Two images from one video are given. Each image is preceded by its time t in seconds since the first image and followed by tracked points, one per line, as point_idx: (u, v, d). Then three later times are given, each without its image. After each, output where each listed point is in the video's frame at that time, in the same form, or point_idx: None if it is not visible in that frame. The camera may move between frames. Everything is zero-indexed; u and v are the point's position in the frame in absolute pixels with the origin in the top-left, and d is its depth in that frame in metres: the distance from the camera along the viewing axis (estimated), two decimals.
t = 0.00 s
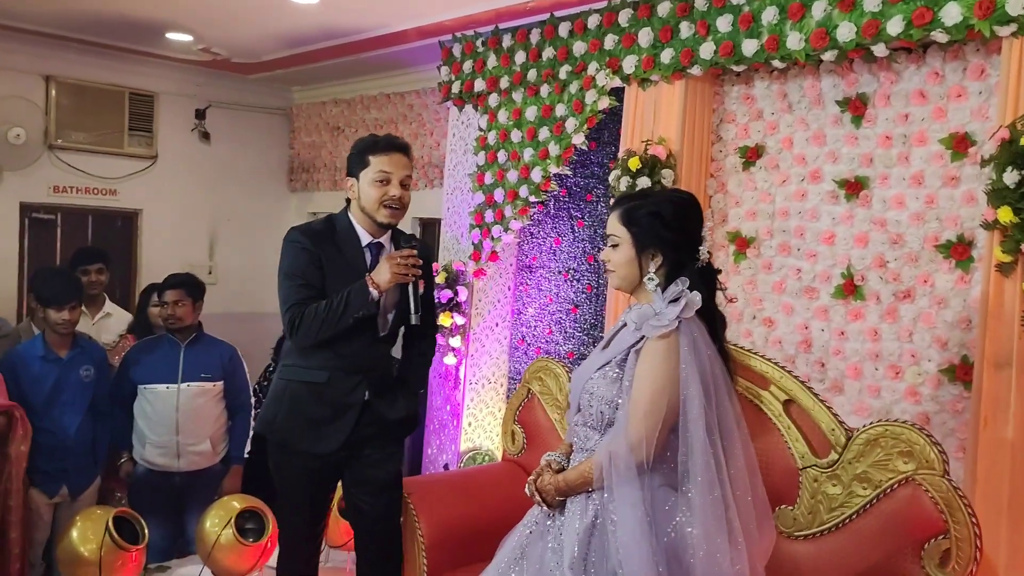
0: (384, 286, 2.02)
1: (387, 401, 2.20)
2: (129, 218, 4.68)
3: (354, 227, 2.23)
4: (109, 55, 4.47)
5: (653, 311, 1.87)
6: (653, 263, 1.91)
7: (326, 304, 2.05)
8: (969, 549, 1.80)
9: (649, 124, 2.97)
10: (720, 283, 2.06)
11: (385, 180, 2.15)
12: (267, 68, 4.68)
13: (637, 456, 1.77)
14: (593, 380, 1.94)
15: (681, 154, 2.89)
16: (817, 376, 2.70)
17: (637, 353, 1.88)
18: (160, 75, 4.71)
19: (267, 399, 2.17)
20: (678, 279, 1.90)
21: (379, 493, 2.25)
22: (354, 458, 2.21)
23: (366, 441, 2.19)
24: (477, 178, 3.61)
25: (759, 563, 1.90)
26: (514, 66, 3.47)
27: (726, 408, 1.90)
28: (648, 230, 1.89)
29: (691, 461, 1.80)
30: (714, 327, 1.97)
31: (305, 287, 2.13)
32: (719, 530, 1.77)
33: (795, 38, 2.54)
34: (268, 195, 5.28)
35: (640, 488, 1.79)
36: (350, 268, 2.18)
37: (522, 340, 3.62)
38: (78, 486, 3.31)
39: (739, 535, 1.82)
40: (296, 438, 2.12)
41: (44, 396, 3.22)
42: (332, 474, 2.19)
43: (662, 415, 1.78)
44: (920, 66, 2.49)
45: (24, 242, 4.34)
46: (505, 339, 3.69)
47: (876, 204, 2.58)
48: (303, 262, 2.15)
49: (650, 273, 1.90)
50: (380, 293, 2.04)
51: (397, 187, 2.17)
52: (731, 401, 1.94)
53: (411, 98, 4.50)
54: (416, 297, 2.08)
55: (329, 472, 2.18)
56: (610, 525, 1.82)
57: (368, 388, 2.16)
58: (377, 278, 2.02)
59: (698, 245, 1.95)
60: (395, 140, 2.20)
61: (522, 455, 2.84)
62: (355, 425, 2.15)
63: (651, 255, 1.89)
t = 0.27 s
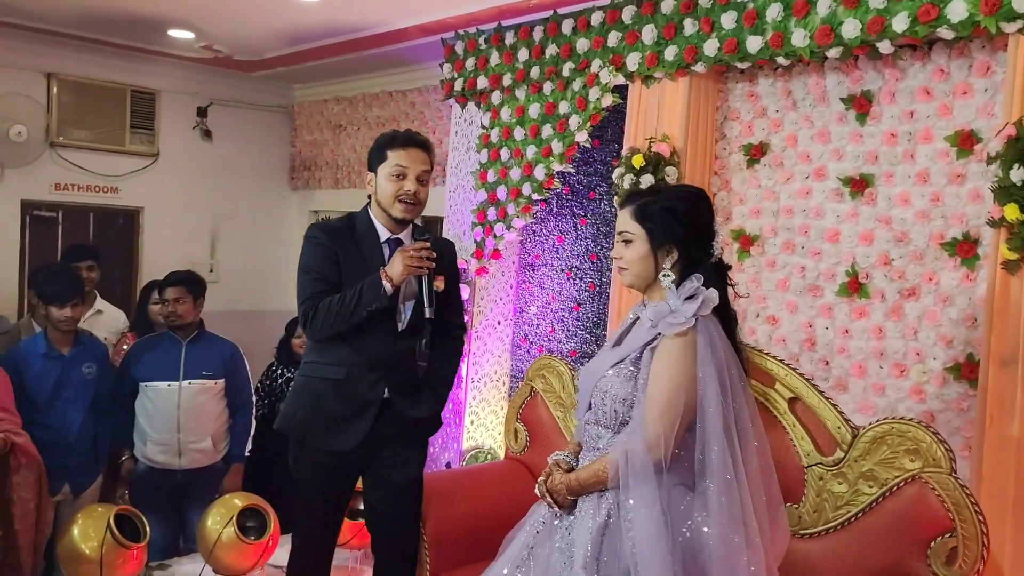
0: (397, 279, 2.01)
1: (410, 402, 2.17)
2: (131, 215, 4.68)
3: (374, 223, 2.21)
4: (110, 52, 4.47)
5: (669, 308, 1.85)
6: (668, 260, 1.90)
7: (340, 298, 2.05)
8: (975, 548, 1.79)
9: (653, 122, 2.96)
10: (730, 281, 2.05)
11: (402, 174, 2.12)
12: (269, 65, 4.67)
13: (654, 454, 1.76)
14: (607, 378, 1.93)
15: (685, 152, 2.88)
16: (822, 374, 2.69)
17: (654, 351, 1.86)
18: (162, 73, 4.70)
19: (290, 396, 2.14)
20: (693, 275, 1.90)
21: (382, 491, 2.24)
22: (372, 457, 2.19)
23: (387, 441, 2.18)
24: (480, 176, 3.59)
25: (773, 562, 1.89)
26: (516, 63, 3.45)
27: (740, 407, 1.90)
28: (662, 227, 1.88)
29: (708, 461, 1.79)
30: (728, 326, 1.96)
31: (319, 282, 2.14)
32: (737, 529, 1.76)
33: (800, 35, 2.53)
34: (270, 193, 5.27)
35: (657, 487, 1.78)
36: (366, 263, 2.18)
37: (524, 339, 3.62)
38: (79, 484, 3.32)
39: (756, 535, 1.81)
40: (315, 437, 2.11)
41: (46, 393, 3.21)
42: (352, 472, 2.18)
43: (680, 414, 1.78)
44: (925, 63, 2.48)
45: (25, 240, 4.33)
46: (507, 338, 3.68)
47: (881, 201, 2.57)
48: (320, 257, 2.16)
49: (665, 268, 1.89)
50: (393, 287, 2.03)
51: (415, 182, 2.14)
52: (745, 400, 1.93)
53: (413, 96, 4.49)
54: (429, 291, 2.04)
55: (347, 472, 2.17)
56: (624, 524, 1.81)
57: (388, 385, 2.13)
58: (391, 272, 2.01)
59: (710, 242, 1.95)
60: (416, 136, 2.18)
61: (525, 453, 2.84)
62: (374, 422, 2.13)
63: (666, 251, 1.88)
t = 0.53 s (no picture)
0: (346, 280, 2.01)
1: (369, 403, 2.18)
2: (127, 228, 4.66)
3: (317, 227, 2.21)
4: (105, 65, 4.46)
5: (657, 304, 1.86)
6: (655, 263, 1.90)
7: (289, 304, 2.03)
8: (984, 552, 1.77)
9: (650, 128, 2.96)
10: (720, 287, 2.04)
11: (348, 178, 2.13)
12: (264, 76, 4.66)
13: (645, 445, 1.76)
14: (598, 373, 1.92)
15: (683, 158, 2.88)
16: (823, 379, 2.68)
17: (642, 344, 1.85)
18: (157, 85, 4.69)
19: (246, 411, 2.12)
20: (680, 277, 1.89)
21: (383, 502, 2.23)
22: (339, 461, 2.18)
23: (348, 447, 2.17)
24: (477, 184, 3.59)
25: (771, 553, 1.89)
26: (513, 72, 3.46)
27: (729, 398, 1.90)
28: (652, 231, 1.88)
29: (700, 451, 1.79)
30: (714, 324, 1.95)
31: (271, 290, 2.11)
32: (732, 517, 1.77)
33: (797, 40, 2.53)
34: (265, 204, 5.26)
35: (650, 480, 1.78)
36: (313, 268, 2.17)
37: (523, 347, 3.58)
38: (77, 496, 3.41)
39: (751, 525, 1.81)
40: (280, 444, 2.08)
41: (42, 408, 3.30)
42: (320, 480, 2.16)
43: (670, 405, 1.78)
44: (922, 67, 2.48)
45: (21, 253, 4.31)
46: (507, 347, 3.64)
47: (880, 205, 2.57)
48: (265, 265, 2.14)
49: (652, 272, 1.89)
50: (343, 288, 2.03)
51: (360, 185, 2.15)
52: (734, 391, 1.94)
53: (409, 105, 4.48)
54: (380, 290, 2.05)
55: (318, 475, 2.15)
56: (622, 519, 1.80)
57: (346, 388, 2.12)
58: (338, 274, 2.01)
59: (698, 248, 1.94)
60: (356, 140, 2.19)
61: (527, 462, 2.82)
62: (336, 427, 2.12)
63: (654, 254, 1.88)
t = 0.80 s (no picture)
0: (362, 284, 2.02)
1: (380, 406, 2.17)
2: (129, 229, 4.66)
3: (334, 230, 2.21)
4: (108, 65, 4.47)
5: (659, 305, 1.86)
6: (658, 265, 1.90)
7: (305, 306, 2.04)
8: (987, 554, 1.78)
9: (653, 129, 2.97)
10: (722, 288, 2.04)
11: (367, 182, 2.14)
12: (266, 76, 4.66)
13: (647, 445, 1.76)
14: (601, 373, 1.93)
15: (686, 159, 2.88)
16: (826, 380, 2.68)
17: (645, 345, 1.86)
18: (160, 85, 4.70)
19: (258, 406, 2.12)
20: (682, 279, 1.89)
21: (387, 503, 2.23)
22: (348, 464, 2.18)
23: (358, 448, 2.18)
24: (480, 185, 3.60)
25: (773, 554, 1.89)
26: (515, 72, 3.46)
27: (731, 399, 1.90)
28: (654, 233, 1.88)
29: (702, 451, 1.79)
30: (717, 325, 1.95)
31: (285, 291, 2.11)
32: (734, 518, 1.77)
33: (800, 41, 2.53)
34: (268, 204, 5.26)
35: (652, 480, 1.78)
36: (328, 270, 2.18)
37: (526, 347, 3.58)
38: (81, 497, 3.41)
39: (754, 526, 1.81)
40: (290, 444, 2.08)
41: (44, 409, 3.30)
42: (329, 480, 2.16)
43: (672, 406, 1.78)
44: (926, 68, 2.48)
45: (24, 253, 4.32)
46: (509, 347, 3.65)
47: (883, 206, 2.57)
48: (281, 267, 2.13)
49: (655, 274, 1.89)
50: (359, 291, 2.04)
51: (379, 190, 2.16)
52: (736, 392, 1.94)
53: (411, 105, 4.49)
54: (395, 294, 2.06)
55: (327, 476, 2.15)
56: (624, 520, 1.81)
57: (357, 390, 2.13)
58: (355, 277, 2.02)
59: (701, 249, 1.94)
60: (377, 144, 2.19)
61: (530, 462, 2.83)
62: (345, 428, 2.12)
63: (656, 256, 1.88)
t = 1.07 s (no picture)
0: (377, 282, 2.02)
1: (395, 407, 2.16)
2: (132, 227, 4.67)
3: (351, 229, 2.21)
4: (111, 64, 4.47)
5: (661, 303, 1.87)
6: (659, 263, 1.91)
7: (319, 305, 2.04)
8: (991, 552, 1.78)
9: (656, 128, 2.97)
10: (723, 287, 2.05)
11: (386, 181, 2.14)
12: (269, 75, 4.67)
13: (651, 443, 1.77)
14: (604, 372, 1.93)
15: (689, 158, 2.88)
16: (828, 379, 2.69)
17: (648, 343, 1.86)
18: (162, 84, 4.70)
19: (274, 403, 2.12)
20: (683, 278, 1.89)
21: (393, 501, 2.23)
22: (361, 463, 2.16)
23: (374, 445, 2.16)
24: (483, 184, 3.61)
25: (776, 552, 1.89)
26: (518, 71, 3.46)
27: (733, 397, 1.91)
28: (655, 231, 1.88)
29: (705, 449, 1.80)
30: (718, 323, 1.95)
31: (301, 289, 2.12)
32: (738, 515, 1.77)
33: (803, 41, 2.53)
34: (271, 203, 5.27)
35: (656, 477, 1.79)
36: (344, 268, 2.17)
37: (528, 346, 3.58)
38: (85, 495, 3.43)
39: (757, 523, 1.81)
40: (302, 443, 2.08)
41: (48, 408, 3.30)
42: (340, 480, 2.15)
43: (675, 404, 1.78)
44: (928, 67, 2.48)
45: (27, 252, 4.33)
46: (511, 345, 3.65)
47: (886, 205, 2.57)
48: (298, 265, 2.14)
49: (657, 272, 1.89)
50: (373, 291, 2.04)
51: (398, 189, 2.16)
52: (738, 390, 1.94)
53: (414, 104, 4.49)
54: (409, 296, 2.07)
55: (340, 475, 2.14)
56: (627, 517, 1.81)
57: (371, 389, 2.12)
58: (370, 275, 2.02)
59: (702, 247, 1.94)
60: (399, 143, 2.20)
61: (532, 461, 2.83)
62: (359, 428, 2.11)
63: (658, 255, 1.89)
